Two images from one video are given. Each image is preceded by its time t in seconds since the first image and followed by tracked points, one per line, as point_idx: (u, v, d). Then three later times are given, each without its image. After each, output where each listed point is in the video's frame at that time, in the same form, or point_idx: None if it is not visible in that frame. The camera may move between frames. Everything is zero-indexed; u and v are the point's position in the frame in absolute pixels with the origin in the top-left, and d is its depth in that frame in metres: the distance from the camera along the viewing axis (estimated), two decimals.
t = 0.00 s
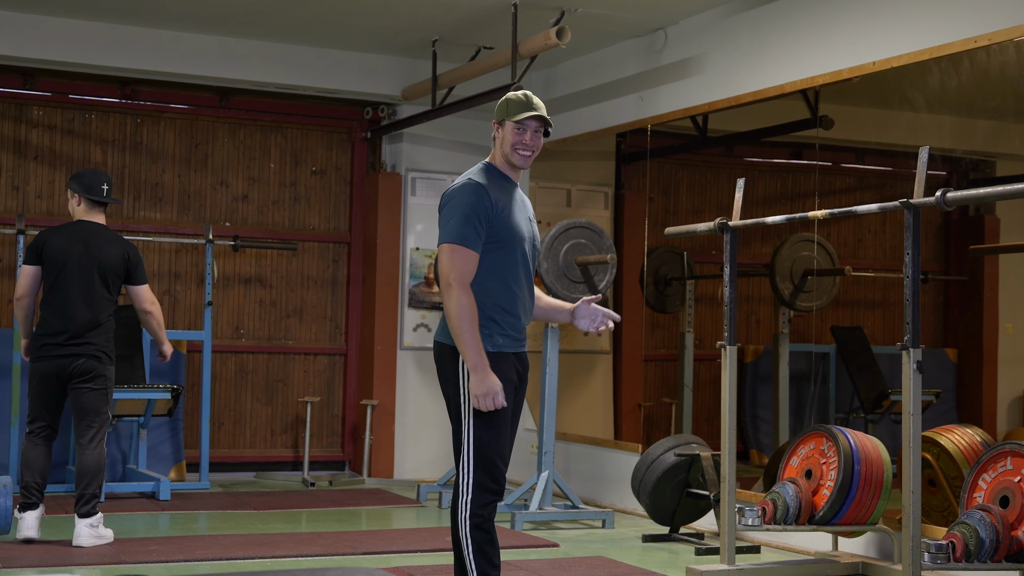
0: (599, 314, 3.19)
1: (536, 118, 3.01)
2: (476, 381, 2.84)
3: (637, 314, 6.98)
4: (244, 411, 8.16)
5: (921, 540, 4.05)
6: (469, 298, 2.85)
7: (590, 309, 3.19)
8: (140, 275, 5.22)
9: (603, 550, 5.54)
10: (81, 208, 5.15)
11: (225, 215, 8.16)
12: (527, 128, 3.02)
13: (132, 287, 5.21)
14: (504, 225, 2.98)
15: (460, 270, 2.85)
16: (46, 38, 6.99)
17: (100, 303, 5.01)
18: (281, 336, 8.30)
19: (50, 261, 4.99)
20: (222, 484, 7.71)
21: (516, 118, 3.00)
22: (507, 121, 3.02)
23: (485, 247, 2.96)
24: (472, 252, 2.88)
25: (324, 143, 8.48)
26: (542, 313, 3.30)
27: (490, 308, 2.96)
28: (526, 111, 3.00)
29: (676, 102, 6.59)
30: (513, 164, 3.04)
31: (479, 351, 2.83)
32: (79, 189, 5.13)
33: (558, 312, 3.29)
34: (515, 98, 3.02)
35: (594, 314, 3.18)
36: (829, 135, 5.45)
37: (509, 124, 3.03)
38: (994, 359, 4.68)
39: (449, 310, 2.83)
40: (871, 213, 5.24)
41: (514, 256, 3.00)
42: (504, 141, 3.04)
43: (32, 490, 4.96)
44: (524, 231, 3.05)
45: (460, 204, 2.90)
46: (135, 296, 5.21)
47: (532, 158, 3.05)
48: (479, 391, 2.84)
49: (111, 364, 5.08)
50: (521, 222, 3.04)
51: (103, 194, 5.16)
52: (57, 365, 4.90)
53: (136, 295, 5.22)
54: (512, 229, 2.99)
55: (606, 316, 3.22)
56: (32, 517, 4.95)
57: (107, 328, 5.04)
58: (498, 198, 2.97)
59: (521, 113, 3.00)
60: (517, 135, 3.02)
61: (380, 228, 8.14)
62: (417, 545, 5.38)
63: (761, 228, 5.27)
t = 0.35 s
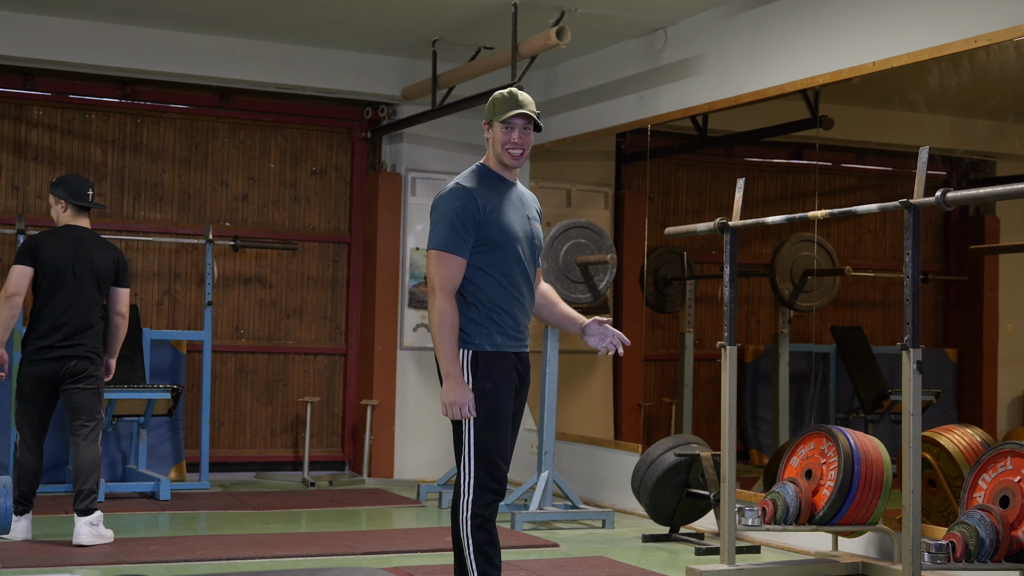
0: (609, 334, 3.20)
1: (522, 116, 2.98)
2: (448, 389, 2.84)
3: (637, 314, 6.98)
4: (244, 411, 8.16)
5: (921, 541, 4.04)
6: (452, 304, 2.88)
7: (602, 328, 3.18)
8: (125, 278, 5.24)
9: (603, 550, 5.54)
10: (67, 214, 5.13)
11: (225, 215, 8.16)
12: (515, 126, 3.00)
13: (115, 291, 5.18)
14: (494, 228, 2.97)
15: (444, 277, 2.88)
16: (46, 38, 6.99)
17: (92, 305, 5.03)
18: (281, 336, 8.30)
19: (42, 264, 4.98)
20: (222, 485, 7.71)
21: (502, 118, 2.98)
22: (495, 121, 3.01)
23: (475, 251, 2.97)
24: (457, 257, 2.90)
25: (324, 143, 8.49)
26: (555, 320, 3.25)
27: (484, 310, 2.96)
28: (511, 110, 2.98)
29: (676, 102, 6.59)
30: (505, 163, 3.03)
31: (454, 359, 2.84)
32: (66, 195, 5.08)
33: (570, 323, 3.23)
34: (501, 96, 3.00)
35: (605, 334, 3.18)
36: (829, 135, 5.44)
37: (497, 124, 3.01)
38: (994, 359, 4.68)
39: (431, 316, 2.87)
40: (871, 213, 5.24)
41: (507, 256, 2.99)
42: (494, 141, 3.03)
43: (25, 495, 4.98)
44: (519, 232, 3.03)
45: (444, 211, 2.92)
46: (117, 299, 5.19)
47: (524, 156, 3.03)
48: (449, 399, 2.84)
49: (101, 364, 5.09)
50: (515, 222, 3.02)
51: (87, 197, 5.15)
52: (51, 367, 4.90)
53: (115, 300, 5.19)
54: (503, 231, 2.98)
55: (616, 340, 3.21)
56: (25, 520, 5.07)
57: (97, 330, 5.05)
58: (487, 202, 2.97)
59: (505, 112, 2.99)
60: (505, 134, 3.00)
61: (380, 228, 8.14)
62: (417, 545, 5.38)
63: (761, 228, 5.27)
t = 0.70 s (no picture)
0: (608, 330, 3.18)
1: (516, 112, 2.99)
2: (458, 388, 2.82)
3: (637, 314, 6.98)
4: (244, 411, 8.16)
5: (921, 541, 4.04)
6: (456, 304, 2.87)
7: (600, 324, 3.17)
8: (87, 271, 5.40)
9: (604, 550, 5.54)
10: (27, 212, 5.22)
11: (225, 215, 8.15)
12: (509, 122, 3.00)
13: (81, 284, 5.37)
14: (493, 227, 2.97)
15: (446, 276, 2.87)
16: (46, 38, 6.99)
17: (62, 303, 5.16)
18: (281, 336, 8.30)
19: (8, 266, 5.02)
20: (222, 484, 7.71)
21: (496, 115, 2.99)
22: (490, 119, 3.01)
23: (475, 250, 2.97)
24: (458, 257, 2.89)
25: (324, 143, 8.48)
26: (553, 318, 3.25)
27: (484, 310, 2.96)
28: (504, 107, 2.98)
29: (676, 102, 6.58)
30: (503, 160, 3.03)
31: (461, 358, 2.83)
32: (25, 194, 5.17)
33: (568, 320, 3.23)
34: (495, 95, 3.01)
35: (604, 330, 3.16)
36: (829, 135, 5.44)
37: (492, 123, 3.02)
38: (994, 359, 4.67)
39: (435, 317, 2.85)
40: (871, 213, 5.24)
41: (506, 255, 2.99)
42: (490, 139, 3.03)
43: (21, 494, 5.00)
44: (517, 230, 3.03)
45: (444, 211, 2.91)
46: (83, 291, 5.37)
47: (520, 153, 3.03)
48: (460, 398, 2.81)
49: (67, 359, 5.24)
50: (513, 221, 3.02)
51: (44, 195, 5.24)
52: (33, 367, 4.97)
53: (83, 293, 5.37)
54: (502, 230, 2.98)
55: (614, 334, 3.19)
56: (26, 520, 5.07)
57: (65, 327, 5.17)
58: (485, 201, 2.97)
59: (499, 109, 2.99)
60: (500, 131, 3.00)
61: (380, 228, 8.14)
62: (417, 545, 5.37)
63: (761, 228, 5.27)
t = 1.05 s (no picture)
0: (603, 335, 3.16)
1: (515, 104, 3.00)
2: (466, 381, 2.83)
3: (637, 314, 6.98)
4: (244, 411, 8.16)
5: (921, 541, 4.04)
6: (459, 299, 2.86)
7: (595, 328, 3.16)
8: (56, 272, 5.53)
9: (604, 550, 5.54)
10: (5, 216, 5.34)
11: (225, 215, 8.16)
12: (510, 117, 3.01)
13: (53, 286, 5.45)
14: (494, 224, 2.97)
15: (449, 271, 2.86)
16: (46, 38, 6.99)
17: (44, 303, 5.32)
18: (281, 336, 8.30)
19: None
20: (222, 484, 7.71)
21: (495, 110, 3.00)
22: (490, 116, 3.02)
23: (476, 247, 2.96)
24: (461, 253, 2.88)
25: (324, 143, 8.49)
26: (548, 321, 3.24)
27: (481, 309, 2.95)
28: (500, 101, 3.00)
29: (676, 102, 6.58)
30: (505, 157, 3.02)
31: (468, 352, 2.83)
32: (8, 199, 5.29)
33: (563, 323, 3.23)
34: (492, 93, 3.03)
35: (598, 334, 3.15)
36: (829, 135, 5.44)
37: (493, 120, 3.03)
38: (994, 359, 4.68)
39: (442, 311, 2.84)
40: (871, 213, 5.24)
41: (506, 255, 2.99)
42: (491, 137, 3.04)
43: (18, 491, 5.00)
44: (517, 229, 3.04)
45: (448, 205, 2.91)
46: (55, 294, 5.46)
47: (523, 147, 3.02)
48: (468, 391, 2.82)
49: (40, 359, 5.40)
50: (513, 221, 3.02)
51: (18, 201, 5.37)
52: (30, 367, 5.15)
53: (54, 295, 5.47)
54: (504, 228, 2.98)
55: (609, 340, 3.18)
56: (26, 520, 5.07)
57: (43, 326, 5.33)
58: (489, 200, 2.97)
59: (499, 104, 3.00)
60: (501, 127, 3.01)
61: (379, 228, 8.14)
62: (418, 545, 5.38)
63: (761, 228, 5.27)
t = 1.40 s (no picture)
0: (588, 352, 3.20)
1: (526, 111, 3.00)
2: (444, 375, 2.82)
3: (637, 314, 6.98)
4: (245, 411, 8.16)
5: (921, 541, 4.03)
6: (444, 292, 2.87)
7: (581, 344, 3.19)
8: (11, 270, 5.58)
9: (604, 550, 5.54)
10: None
11: (225, 215, 8.16)
12: (519, 123, 3.02)
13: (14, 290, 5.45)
14: (490, 225, 2.98)
15: (438, 264, 2.88)
16: (46, 38, 6.99)
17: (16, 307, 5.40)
18: (281, 336, 8.30)
19: None
20: (222, 484, 7.71)
21: (507, 115, 3.00)
22: (500, 120, 3.03)
23: (469, 245, 2.97)
24: (451, 248, 2.90)
25: (324, 143, 8.49)
26: (537, 329, 3.27)
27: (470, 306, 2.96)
28: (513, 106, 3.00)
29: (676, 102, 6.58)
30: (511, 162, 3.04)
31: (449, 347, 2.83)
32: None
33: (552, 334, 3.25)
34: (505, 97, 3.03)
35: (585, 351, 3.19)
36: (829, 135, 5.44)
37: (503, 123, 3.03)
38: (994, 359, 4.67)
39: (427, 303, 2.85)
40: (871, 213, 5.24)
41: (498, 255, 2.99)
42: (499, 140, 3.05)
43: None
44: (514, 233, 3.04)
45: (444, 200, 2.93)
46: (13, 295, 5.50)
47: (529, 153, 3.04)
48: (445, 385, 2.80)
49: None
50: (510, 223, 3.03)
51: None
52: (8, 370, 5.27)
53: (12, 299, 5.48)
54: (499, 229, 2.99)
55: (592, 355, 3.21)
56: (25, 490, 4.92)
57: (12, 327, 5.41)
58: (486, 199, 2.98)
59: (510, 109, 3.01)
60: (510, 131, 3.02)
61: (379, 228, 8.14)
62: (417, 545, 5.37)
63: (761, 228, 5.27)
